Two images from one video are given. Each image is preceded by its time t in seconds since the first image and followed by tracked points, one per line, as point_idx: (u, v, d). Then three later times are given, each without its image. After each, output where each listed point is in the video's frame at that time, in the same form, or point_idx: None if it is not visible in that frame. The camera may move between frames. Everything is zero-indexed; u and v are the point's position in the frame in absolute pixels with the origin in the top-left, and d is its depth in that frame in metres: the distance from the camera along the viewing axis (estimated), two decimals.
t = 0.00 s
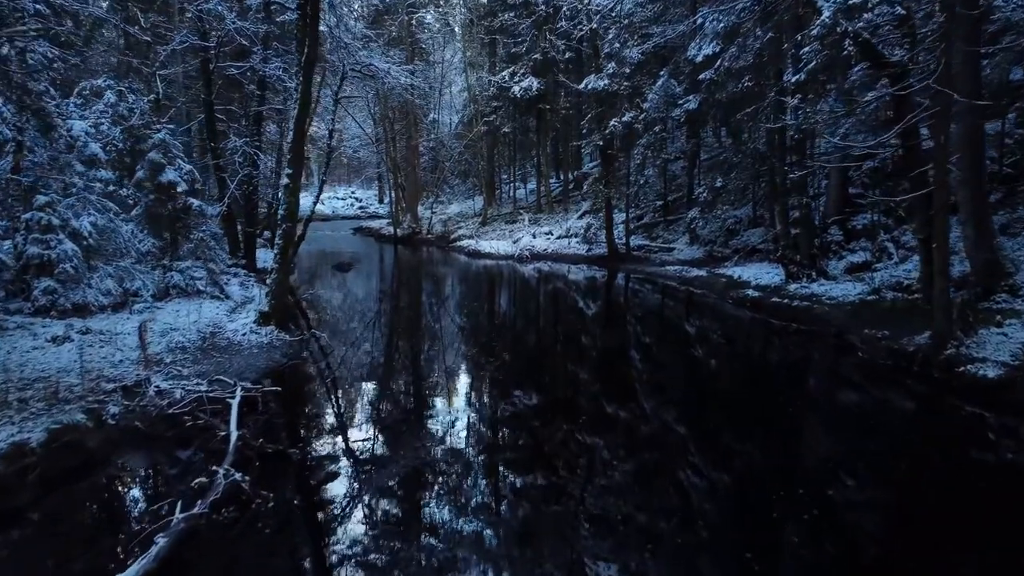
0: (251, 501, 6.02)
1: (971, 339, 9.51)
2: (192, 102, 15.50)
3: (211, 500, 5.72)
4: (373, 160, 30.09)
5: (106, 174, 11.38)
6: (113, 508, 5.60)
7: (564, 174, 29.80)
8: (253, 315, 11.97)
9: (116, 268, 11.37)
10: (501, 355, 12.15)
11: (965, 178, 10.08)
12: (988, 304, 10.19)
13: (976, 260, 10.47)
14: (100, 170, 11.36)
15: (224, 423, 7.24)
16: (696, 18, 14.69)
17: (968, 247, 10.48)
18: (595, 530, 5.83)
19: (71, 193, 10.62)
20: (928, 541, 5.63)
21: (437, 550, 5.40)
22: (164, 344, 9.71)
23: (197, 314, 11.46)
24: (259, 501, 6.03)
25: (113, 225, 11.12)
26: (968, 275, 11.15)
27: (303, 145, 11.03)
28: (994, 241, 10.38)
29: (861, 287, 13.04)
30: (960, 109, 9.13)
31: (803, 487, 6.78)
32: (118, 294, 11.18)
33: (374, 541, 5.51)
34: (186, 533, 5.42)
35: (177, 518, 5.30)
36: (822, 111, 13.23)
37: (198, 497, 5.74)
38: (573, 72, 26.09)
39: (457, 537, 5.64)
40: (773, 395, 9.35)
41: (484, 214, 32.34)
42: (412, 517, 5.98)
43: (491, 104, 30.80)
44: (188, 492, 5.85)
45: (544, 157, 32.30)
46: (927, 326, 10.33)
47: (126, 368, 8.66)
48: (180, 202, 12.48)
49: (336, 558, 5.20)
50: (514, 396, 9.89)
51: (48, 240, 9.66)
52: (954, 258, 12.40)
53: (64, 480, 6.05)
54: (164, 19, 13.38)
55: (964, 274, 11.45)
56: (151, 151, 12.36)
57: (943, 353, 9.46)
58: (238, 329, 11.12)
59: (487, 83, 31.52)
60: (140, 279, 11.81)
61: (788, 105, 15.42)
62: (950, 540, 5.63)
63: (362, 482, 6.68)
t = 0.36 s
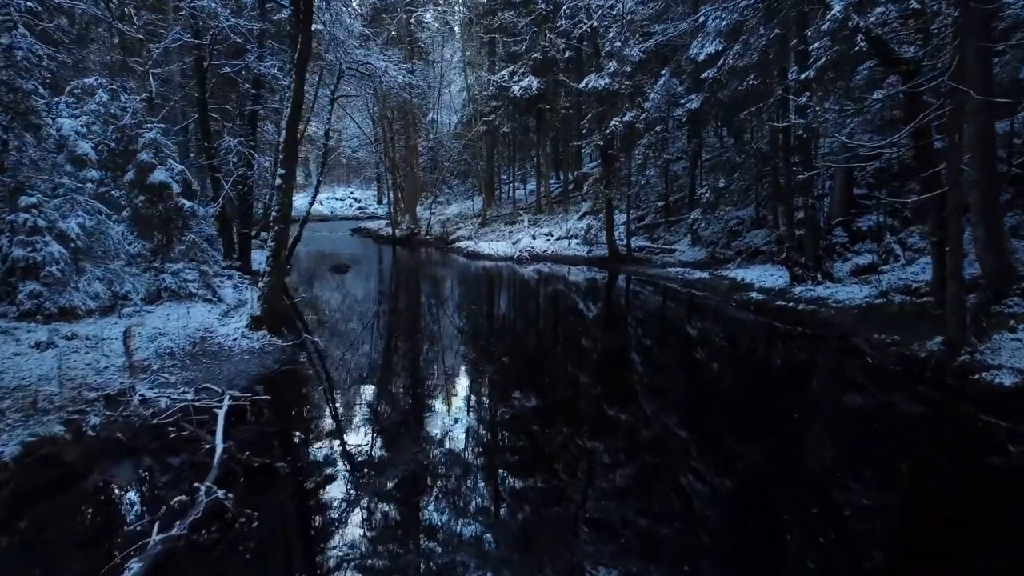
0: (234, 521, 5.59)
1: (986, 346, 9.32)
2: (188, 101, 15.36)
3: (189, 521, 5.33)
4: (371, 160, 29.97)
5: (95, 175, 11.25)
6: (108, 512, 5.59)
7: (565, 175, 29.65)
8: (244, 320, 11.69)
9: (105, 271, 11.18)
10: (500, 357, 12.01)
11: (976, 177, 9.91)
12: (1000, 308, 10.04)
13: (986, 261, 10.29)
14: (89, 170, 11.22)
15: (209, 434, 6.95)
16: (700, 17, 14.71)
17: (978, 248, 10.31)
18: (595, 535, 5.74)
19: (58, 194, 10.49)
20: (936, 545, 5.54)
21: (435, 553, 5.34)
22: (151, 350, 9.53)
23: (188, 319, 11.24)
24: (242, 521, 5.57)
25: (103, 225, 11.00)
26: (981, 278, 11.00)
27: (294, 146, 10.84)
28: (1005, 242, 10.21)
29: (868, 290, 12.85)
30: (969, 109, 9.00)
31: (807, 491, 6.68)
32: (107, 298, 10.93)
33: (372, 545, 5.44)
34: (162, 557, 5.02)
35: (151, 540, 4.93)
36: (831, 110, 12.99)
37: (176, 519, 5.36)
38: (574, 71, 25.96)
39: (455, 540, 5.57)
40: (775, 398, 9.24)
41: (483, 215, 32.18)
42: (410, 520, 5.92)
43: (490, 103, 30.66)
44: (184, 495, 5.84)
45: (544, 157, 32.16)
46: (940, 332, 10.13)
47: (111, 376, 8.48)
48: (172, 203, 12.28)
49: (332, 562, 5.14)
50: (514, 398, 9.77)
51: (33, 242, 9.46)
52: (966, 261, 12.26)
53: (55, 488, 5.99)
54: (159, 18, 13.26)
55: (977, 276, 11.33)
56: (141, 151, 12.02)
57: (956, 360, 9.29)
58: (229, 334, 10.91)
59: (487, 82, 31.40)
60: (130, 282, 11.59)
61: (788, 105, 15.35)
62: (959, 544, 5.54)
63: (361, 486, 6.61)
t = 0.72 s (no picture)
0: (216, 542, 5.32)
1: (1002, 351, 8.93)
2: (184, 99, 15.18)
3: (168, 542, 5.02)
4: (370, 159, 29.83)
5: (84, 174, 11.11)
6: (100, 518, 5.54)
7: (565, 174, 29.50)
8: (236, 323, 11.53)
9: (93, 272, 11.07)
10: (500, 358, 11.91)
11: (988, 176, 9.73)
12: (1014, 311, 9.84)
13: (999, 262, 10.11)
14: (78, 170, 11.08)
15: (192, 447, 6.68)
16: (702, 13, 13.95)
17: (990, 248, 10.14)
18: (595, 539, 5.67)
19: (44, 194, 10.26)
20: (940, 550, 5.55)
21: (435, 557, 5.30)
22: (138, 356, 9.35)
23: (179, 323, 11.11)
24: (224, 542, 5.31)
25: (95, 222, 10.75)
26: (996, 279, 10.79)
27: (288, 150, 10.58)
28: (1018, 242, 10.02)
29: (875, 293, 12.55)
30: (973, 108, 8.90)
31: (810, 492, 6.66)
32: (95, 301, 10.87)
33: (371, 549, 5.40)
34: None
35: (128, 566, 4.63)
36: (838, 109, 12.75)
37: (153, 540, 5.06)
38: (574, 70, 25.80)
39: (454, 544, 5.52)
40: (779, 400, 9.12)
41: (482, 215, 32.02)
42: (408, 523, 5.89)
43: (490, 102, 30.51)
44: (182, 498, 5.82)
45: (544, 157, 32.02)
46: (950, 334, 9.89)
47: (94, 384, 8.29)
48: (163, 202, 12.00)
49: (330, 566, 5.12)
50: (514, 400, 9.65)
51: (19, 244, 9.17)
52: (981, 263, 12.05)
53: (52, 490, 5.97)
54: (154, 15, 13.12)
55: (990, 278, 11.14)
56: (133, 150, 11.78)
57: (971, 366, 8.93)
58: (219, 338, 10.70)
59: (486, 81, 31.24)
60: (119, 285, 11.47)
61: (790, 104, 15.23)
62: (962, 548, 5.55)
63: (361, 489, 6.57)
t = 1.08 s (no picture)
0: (198, 567, 4.99)
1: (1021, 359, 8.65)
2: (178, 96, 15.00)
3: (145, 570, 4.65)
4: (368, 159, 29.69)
5: (76, 175, 10.90)
6: (93, 526, 5.46)
7: (566, 175, 29.34)
8: (227, 327, 11.11)
9: (80, 275, 10.89)
10: (499, 361, 11.78)
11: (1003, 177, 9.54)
12: None
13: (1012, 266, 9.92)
14: (70, 170, 10.84)
15: (176, 463, 6.22)
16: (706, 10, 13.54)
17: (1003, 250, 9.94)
18: (597, 544, 5.58)
19: (30, 194, 10.02)
20: (951, 558, 5.38)
21: (434, 560, 5.25)
22: (124, 364, 9.00)
23: (170, 329, 10.75)
24: (206, 568, 4.97)
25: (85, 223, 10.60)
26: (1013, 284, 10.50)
27: (281, 154, 10.31)
28: None
29: (884, 297, 12.27)
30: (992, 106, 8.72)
31: (814, 495, 6.58)
32: (83, 305, 10.82)
33: (370, 552, 5.36)
34: None
35: None
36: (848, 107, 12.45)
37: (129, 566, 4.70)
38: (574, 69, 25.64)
39: (453, 549, 5.46)
40: (782, 404, 8.99)
41: (482, 216, 31.87)
42: (408, 526, 5.84)
43: (489, 102, 30.39)
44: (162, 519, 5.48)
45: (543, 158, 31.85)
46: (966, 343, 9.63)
47: (77, 394, 7.94)
48: (155, 203, 11.87)
49: (330, 570, 5.08)
50: (514, 403, 9.51)
51: (3, 246, 8.85)
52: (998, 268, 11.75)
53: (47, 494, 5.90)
54: (147, 12, 12.95)
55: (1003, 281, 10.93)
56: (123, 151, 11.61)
57: (988, 377, 8.69)
58: (210, 344, 10.23)
59: (486, 80, 31.09)
60: (108, 289, 11.34)
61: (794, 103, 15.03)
62: (974, 557, 5.40)
63: (361, 492, 6.52)
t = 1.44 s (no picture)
0: None
1: None
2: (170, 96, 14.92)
3: None
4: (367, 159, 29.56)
5: (67, 176, 11.02)
6: (89, 529, 5.39)
7: (566, 176, 29.20)
8: (220, 331, 10.93)
9: (69, 279, 10.66)
10: (499, 363, 11.66)
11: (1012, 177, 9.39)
12: None
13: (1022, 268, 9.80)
14: (60, 171, 10.97)
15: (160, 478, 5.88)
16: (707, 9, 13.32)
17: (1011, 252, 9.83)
18: (598, 549, 5.49)
19: (17, 195, 9.80)
20: (957, 563, 5.30)
21: (433, 564, 5.18)
22: (112, 370, 8.82)
23: (161, 334, 10.60)
24: None
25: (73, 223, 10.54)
26: None
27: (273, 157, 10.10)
28: None
29: (894, 300, 12.09)
30: (1003, 105, 8.55)
31: (817, 499, 6.50)
32: (71, 309, 10.68)
33: (368, 556, 5.29)
34: None
35: None
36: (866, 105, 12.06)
37: None
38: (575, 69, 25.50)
39: (453, 552, 5.39)
40: (786, 408, 8.88)
41: (482, 217, 31.75)
42: (406, 530, 5.76)
43: (488, 102, 30.28)
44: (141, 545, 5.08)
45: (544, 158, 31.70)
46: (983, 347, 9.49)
47: (61, 404, 7.71)
48: (147, 205, 11.56)
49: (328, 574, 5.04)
50: (514, 406, 9.39)
51: None
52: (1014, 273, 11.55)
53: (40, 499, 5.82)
54: (142, 10, 12.82)
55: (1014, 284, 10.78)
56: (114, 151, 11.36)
57: (1005, 384, 8.55)
58: (202, 351, 9.93)
59: (486, 80, 30.94)
60: (98, 293, 11.22)
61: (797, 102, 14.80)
62: (981, 561, 5.31)
63: (361, 496, 6.44)
